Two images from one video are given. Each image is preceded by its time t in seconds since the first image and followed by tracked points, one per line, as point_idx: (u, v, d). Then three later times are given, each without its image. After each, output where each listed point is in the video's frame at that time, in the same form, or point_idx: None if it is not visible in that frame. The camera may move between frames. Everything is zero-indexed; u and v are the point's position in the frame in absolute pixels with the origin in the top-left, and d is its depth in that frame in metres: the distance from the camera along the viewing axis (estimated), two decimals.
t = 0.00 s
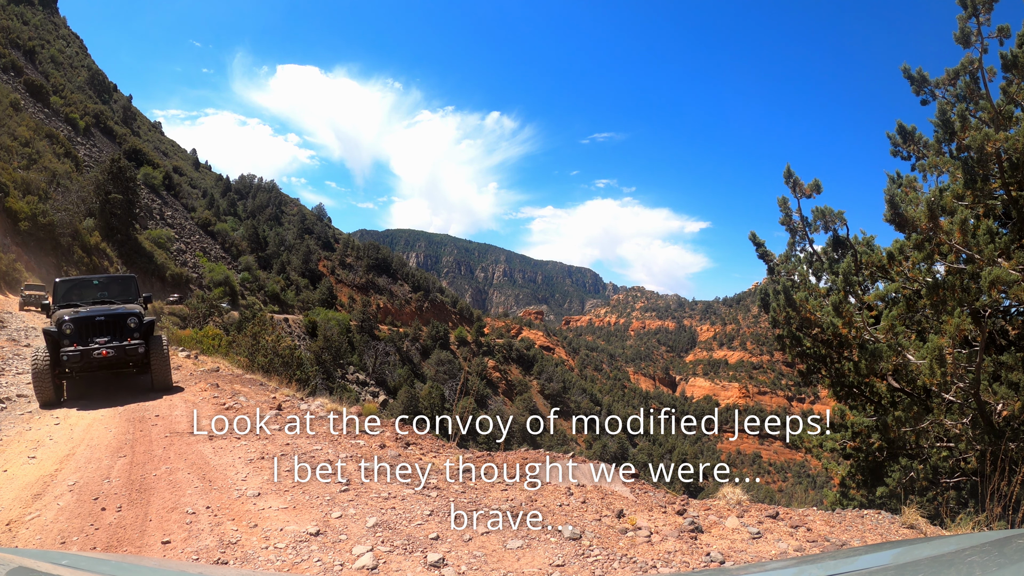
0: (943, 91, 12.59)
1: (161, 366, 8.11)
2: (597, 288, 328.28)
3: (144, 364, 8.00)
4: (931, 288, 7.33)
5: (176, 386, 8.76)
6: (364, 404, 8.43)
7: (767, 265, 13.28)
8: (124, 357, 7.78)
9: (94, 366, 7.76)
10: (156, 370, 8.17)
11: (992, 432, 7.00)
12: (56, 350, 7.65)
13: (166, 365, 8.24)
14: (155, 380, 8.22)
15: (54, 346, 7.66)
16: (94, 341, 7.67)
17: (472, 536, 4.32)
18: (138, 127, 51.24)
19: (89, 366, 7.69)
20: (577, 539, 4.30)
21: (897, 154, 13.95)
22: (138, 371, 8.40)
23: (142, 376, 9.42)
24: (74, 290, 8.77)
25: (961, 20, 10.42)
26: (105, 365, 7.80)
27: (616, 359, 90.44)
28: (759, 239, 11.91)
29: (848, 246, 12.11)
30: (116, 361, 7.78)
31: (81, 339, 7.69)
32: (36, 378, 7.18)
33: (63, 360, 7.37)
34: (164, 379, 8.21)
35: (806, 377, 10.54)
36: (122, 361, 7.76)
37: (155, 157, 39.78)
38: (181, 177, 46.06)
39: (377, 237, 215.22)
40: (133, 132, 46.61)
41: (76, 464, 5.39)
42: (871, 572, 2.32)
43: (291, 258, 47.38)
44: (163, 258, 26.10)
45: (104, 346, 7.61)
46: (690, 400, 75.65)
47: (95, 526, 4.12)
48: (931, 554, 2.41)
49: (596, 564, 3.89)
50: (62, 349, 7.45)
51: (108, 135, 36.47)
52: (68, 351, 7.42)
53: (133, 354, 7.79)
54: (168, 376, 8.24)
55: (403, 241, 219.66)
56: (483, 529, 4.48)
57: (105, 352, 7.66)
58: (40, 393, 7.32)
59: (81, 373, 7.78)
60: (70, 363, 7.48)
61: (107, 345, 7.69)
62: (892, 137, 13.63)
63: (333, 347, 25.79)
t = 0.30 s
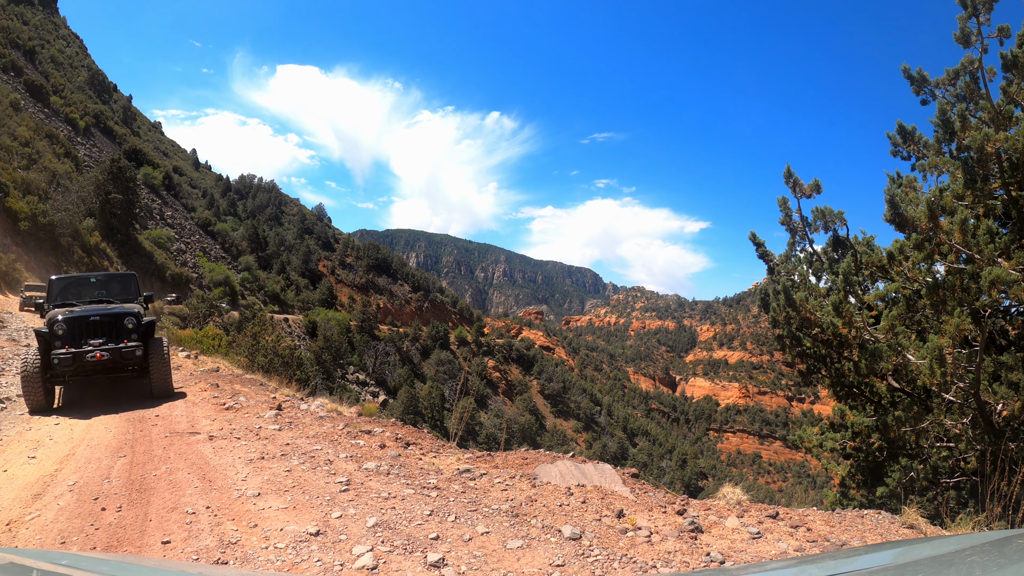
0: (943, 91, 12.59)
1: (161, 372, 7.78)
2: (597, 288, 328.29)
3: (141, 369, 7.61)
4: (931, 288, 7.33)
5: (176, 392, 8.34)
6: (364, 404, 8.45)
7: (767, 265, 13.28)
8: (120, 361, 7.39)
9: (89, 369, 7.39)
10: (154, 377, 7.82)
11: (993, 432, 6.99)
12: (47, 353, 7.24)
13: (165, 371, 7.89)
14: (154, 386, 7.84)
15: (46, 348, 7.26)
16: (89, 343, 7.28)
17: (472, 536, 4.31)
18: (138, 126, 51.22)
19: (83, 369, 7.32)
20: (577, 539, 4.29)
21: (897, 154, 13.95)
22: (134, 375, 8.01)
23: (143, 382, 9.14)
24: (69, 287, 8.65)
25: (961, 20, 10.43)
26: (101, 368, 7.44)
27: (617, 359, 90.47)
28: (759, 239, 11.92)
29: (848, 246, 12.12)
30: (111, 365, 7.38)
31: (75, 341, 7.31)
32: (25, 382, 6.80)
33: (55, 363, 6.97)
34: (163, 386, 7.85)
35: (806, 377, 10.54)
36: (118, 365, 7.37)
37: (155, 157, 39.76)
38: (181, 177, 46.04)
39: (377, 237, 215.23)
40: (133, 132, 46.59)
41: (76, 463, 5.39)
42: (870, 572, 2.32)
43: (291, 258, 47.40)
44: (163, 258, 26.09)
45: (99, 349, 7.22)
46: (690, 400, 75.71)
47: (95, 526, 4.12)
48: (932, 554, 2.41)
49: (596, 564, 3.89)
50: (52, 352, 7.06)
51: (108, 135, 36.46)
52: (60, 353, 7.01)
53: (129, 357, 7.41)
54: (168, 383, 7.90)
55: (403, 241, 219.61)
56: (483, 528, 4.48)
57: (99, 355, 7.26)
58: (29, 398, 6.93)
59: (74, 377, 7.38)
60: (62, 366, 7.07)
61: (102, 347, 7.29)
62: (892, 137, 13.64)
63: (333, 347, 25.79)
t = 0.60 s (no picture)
0: (943, 91, 12.59)
1: (160, 376, 7.42)
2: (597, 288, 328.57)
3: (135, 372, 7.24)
4: (931, 288, 7.33)
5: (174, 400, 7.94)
6: (364, 404, 8.46)
7: (767, 265, 13.29)
8: (113, 363, 7.04)
9: (81, 372, 7.04)
10: (153, 382, 7.46)
11: (992, 432, 6.99)
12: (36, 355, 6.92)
13: (165, 376, 7.53)
14: (150, 392, 7.45)
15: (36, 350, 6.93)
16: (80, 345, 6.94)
17: (472, 537, 4.31)
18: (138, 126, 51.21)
19: (74, 373, 6.96)
20: (577, 539, 4.29)
21: (897, 154, 13.94)
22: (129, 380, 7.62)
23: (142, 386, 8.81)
24: (64, 285, 8.34)
25: (960, 20, 10.43)
26: (94, 371, 7.07)
27: (617, 359, 90.49)
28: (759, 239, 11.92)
29: (847, 246, 12.12)
30: (104, 367, 7.03)
31: (65, 342, 6.98)
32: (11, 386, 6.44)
33: (43, 366, 6.61)
34: (163, 392, 7.49)
35: (806, 377, 10.54)
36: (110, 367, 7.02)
37: (155, 157, 39.75)
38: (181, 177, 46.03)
39: (377, 237, 215.28)
40: (133, 132, 46.60)
41: (76, 464, 5.39)
42: (870, 572, 2.32)
43: (291, 258, 47.43)
44: (163, 258, 26.07)
45: (91, 351, 6.87)
46: (690, 400, 75.69)
47: (96, 526, 4.12)
48: (931, 554, 2.41)
49: (597, 564, 3.88)
50: (41, 353, 6.72)
51: (108, 135, 36.45)
52: (48, 356, 6.66)
53: (123, 359, 7.06)
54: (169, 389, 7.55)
55: (403, 241, 219.56)
56: (483, 528, 4.48)
57: (91, 358, 6.90)
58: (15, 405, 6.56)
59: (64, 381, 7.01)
60: (52, 369, 6.72)
61: (94, 349, 6.95)
62: (892, 137, 13.63)
63: (333, 347, 25.80)
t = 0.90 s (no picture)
0: (943, 91, 12.59)
1: (152, 382, 7.00)
2: (597, 288, 329.26)
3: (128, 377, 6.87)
4: (931, 288, 7.33)
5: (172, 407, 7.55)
6: (364, 404, 8.48)
7: (767, 265, 13.29)
8: (102, 367, 6.65)
9: (70, 377, 6.66)
10: (146, 389, 7.06)
11: (993, 432, 6.98)
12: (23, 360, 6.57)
13: (158, 382, 7.12)
14: (145, 400, 7.06)
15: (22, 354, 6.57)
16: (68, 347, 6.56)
17: (472, 537, 4.31)
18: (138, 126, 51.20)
19: (61, 378, 6.59)
20: (577, 539, 4.29)
21: (897, 154, 13.95)
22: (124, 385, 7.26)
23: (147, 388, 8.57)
24: (57, 282, 7.79)
25: (960, 20, 10.44)
26: (83, 376, 6.69)
27: (616, 359, 90.55)
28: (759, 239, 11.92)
29: (847, 246, 12.12)
30: (93, 371, 6.63)
31: (52, 345, 6.61)
32: None
33: (28, 371, 6.26)
34: (159, 401, 7.10)
35: (806, 377, 10.53)
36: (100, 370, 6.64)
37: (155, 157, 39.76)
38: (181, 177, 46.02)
39: (377, 237, 215.31)
40: (133, 132, 46.60)
41: (76, 464, 5.39)
42: (871, 572, 2.31)
43: (291, 258, 47.47)
44: (163, 258, 26.07)
45: (77, 355, 6.49)
46: (690, 400, 75.81)
47: (95, 526, 4.12)
48: (932, 555, 2.40)
49: (596, 564, 3.89)
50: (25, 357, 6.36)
51: (108, 135, 36.47)
52: (32, 360, 6.31)
53: (112, 363, 6.66)
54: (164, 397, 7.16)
55: (403, 241, 219.52)
56: (483, 528, 4.47)
57: (78, 362, 6.51)
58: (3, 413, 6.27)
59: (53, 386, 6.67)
60: (37, 374, 6.35)
61: (82, 352, 6.56)
62: (892, 137, 13.64)
63: (333, 347, 25.83)
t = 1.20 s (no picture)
0: (943, 91, 12.59)
1: (141, 392, 6.45)
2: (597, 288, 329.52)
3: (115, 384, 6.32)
4: (930, 288, 7.33)
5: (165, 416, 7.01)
6: (364, 404, 8.48)
7: (767, 265, 13.29)
8: (85, 372, 6.04)
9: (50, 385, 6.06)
10: (134, 398, 6.51)
11: (992, 432, 6.98)
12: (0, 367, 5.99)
13: (148, 391, 6.56)
14: (136, 411, 6.53)
15: None
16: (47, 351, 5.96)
17: (472, 537, 4.30)
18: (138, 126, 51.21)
19: (41, 386, 5.99)
20: (577, 539, 4.29)
21: (897, 154, 13.96)
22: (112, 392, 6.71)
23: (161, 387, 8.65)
24: (45, 281, 7.21)
25: (961, 20, 10.45)
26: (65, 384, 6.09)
27: (616, 359, 90.62)
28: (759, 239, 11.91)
29: (847, 246, 12.12)
30: (75, 377, 6.02)
31: (31, 349, 6.02)
32: None
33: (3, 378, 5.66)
34: (149, 413, 6.56)
35: (806, 377, 10.53)
36: (83, 376, 6.04)
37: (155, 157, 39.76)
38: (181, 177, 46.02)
39: (377, 237, 215.31)
40: (133, 132, 46.61)
41: (76, 464, 5.39)
42: (870, 572, 2.32)
43: (291, 258, 47.49)
44: (163, 258, 26.05)
45: (56, 359, 5.87)
46: (690, 400, 75.87)
47: (95, 526, 4.12)
48: (931, 555, 2.41)
49: (596, 564, 3.88)
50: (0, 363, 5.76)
51: (108, 135, 36.47)
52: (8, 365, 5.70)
53: (96, 367, 6.06)
54: (156, 409, 6.62)
55: (403, 241, 219.52)
56: (484, 529, 4.46)
57: (57, 367, 5.90)
58: None
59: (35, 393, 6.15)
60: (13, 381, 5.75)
61: (62, 356, 5.96)
62: (892, 137, 13.65)
63: (333, 347, 25.83)
